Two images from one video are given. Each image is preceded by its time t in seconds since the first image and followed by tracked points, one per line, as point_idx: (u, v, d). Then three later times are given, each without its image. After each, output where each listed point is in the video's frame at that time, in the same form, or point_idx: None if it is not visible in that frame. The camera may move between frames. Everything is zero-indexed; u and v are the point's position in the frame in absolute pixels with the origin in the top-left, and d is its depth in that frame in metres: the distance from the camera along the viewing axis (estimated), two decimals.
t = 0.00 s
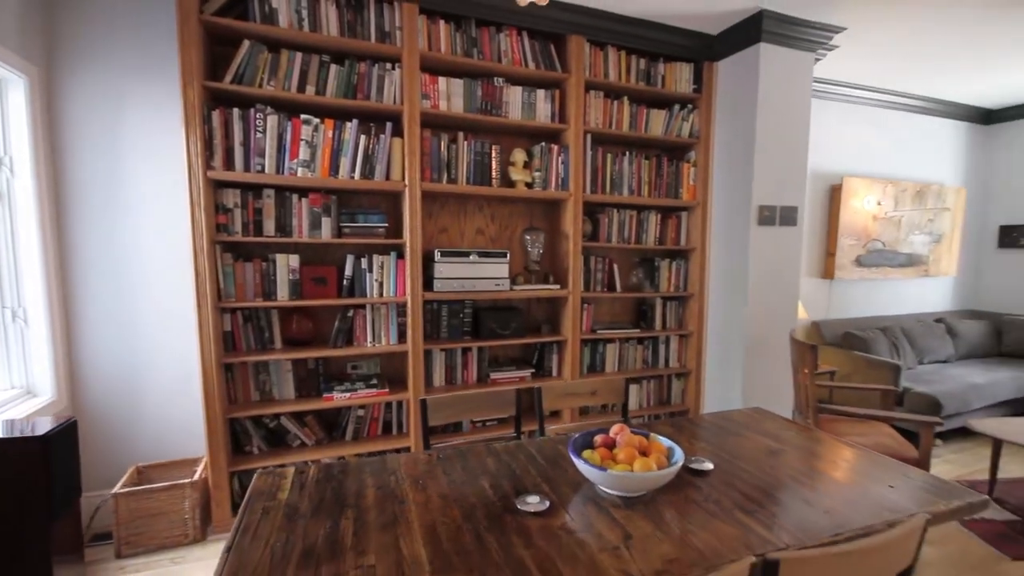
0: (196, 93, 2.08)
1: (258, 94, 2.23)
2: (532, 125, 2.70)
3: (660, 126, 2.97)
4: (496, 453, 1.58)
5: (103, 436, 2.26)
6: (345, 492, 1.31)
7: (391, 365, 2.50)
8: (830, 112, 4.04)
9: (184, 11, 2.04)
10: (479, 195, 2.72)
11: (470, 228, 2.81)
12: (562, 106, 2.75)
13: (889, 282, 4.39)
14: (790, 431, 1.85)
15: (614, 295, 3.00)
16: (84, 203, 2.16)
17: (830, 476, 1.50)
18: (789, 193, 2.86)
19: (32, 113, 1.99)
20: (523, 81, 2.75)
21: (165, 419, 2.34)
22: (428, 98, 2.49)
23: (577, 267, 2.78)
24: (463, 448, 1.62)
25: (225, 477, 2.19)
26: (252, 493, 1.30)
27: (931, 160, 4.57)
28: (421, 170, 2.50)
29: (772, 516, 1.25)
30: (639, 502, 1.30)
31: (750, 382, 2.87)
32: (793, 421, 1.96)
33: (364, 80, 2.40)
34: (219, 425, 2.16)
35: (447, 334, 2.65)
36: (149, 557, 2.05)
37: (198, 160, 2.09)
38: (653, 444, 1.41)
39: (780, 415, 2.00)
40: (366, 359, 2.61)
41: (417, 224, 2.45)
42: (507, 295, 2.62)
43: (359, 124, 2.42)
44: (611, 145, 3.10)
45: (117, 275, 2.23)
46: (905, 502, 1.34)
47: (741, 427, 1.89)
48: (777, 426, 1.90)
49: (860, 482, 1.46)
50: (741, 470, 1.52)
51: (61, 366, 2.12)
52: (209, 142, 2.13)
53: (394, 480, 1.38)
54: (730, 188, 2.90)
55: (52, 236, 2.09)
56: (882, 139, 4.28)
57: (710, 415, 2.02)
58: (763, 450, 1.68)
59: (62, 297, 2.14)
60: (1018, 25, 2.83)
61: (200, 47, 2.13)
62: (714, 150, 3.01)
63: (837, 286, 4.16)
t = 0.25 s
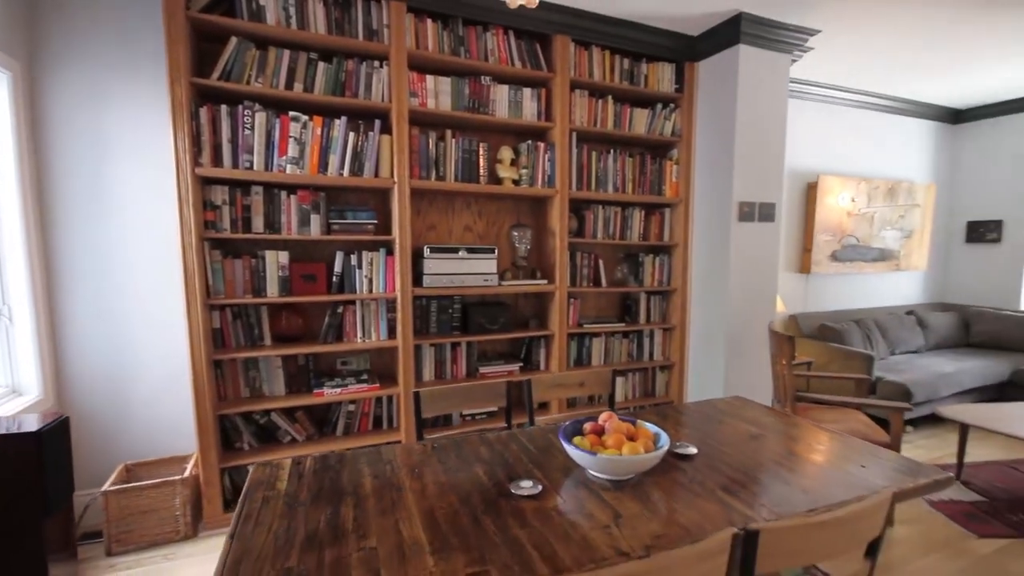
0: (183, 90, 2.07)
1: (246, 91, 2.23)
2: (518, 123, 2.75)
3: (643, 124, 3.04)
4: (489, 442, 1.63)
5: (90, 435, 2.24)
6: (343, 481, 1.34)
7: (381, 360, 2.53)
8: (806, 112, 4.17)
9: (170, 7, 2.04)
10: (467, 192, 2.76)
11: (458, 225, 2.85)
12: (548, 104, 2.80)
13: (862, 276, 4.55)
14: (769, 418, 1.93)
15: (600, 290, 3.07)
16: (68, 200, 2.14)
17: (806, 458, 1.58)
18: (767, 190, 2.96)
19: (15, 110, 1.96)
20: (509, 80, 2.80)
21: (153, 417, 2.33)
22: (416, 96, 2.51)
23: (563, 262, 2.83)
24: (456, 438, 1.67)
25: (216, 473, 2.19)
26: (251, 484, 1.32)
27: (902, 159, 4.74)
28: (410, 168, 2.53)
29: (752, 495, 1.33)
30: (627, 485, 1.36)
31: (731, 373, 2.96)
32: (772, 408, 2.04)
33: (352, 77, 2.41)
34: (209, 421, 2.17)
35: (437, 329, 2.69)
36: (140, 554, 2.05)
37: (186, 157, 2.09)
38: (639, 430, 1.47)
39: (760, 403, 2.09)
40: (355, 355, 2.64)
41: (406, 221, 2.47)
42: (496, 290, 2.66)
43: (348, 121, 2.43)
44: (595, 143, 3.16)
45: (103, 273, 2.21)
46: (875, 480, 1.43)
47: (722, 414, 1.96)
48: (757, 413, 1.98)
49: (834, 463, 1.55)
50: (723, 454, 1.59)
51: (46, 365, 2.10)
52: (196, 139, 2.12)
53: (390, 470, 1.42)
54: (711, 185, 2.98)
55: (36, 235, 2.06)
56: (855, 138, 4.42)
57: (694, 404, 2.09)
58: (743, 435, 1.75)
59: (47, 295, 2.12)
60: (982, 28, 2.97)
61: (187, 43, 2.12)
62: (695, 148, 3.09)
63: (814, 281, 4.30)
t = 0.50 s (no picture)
0: (167, 85, 2.06)
1: (230, 87, 2.22)
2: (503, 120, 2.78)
3: (625, 122, 3.11)
4: (480, 432, 1.67)
5: (74, 435, 2.22)
6: (339, 471, 1.37)
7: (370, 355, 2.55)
8: (781, 110, 4.29)
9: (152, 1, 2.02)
10: (453, 188, 2.78)
11: (444, 221, 2.88)
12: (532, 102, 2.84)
13: (834, 270, 4.72)
14: (747, 404, 2.02)
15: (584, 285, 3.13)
16: (49, 197, 2.11)
17: (782, 441, 1.66)
18: (744, 186, 3.05)
19: None
20: (494, 77, 2.83)
21: (139, 415, 2.31)
22: (402, 92, 2.53)
23: (548, 257, 2.89)
24: (448, 429, 1.71)
25: (205, 470, 2.19)
26: (248, 475, 1.34)
27: (872, 156, 4.92)
28: (397, 164, 2.55)
29: (732, 475, 1.40)
30: (614, 468, 1.42)
31: (711, 363, 3.06)
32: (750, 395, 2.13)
33: (337, 74, 2.42)
34: (197, 418, 2.16)
35: (424, 325, 2.72)
36: (129, 553, 2.04)
37: (171, 153, 2.08)
38: (625, 416, 1.53)
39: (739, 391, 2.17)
40: (343, 350, 2.65)
41: (393, 217, 2.49)
42: (482, 285, 2.70)
43: (334, 118, 2.44)
44: (579, 140, 3.22)
45: (86, 271, 2.18)
46: (845, 459, 1.52)
47: (703, 402, 2.04)
48: (735, 400, 2.07)
49: (807, 444, 1.64)
50: (705, 438, 1.67)
51: (28, 365, 2.07)
52: (181, 135, 2.11)
53: (385, 459, 1.45)
54: (691, 181, 3.07)
55: (15, 232, 2.03)
56: (827, 136, 4.58)
57: (676, 392, 2.17)
58: (723, 421, 1.83)
59: (27, 294, 2.09)
60: (945, 31, 3.11)
61: (169, 38, 2.10)
62: (675, 146, 3.18)
63: (789, 274, 4.44)
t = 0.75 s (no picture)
0: (145, 80, 2.03)
1: (210, 81, 2.20)
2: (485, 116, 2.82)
3: (604, 117, 3.17)
4: (468, 421, 1.72)
5: (56, 435, 2.19)
6: (332, 460, 1.40)
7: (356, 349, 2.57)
8: (754, 106, 4.41)
9: None
10: (436, 183, 2.81)
11: (427, 216, 2.90)
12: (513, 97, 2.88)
13: (806, 261, 4.88)
14: (723, 390, 2.11)
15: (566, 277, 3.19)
16: (24, 193, 2.07)
17: (756, 423, 1.75)
18: (720, 180, 3.15)
19: None
20: (475, 73, 2.85)
21: (122, 413, 2.29)
22: (384, 87, 2.54)
23: (531, 251, 2.94)
24: (436, 418, 1.74)
25: (191, 466, 2.19)
26: (241, 467, 1.36)
27: (841, 151, 5.09)
28: (380, 159, 2.56)
29: (710, 455, 1.48)
30: (598, 451, 1.48)
31: (689, 352, 3.16)
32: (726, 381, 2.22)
33: (319, 69, 2.42)
34: (182, 414, 2.16)
35: (409, 319, 2.74)
36: (116, 550, 2.03)
37: (150, 148, 2.05)
38: (608, 402, 1.59)
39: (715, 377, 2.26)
40: (328, 345, 2.66)
41: (377, 212, 2.51)
42: (466, 279, 2.74)
43: (316, 113, 2.44)
44: (559, 135, 3.27)
45: (64, 268, 2.15)
46: (814, 438, 1.61)
47: (681, 388, 2.12)
48: (712, 386, 2.15)
49: (779, 425, 1.73)
50: (684, 422, 1.74)
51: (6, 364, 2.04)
52: (160, 130, 2.09)
53: (377, 449, 1.49)
54: (669, 175, 3.15)
55: None
56: (798, 131, 4.72)
57: (656, 380, 2.25)
58: (701, 406, 1.91)
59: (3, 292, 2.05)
60: (907, 31, 3.25)
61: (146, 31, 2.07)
62: (653, 141, 3.25)
63: (763, 266, 4.59)
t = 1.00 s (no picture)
0: (127, 74, 2.02)
1: (193, 76, 2.19)
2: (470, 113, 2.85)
3: (587, 116, 3.23)
4: (456, 412, 1.76)
5: (38, 433, 2.16)
6: (324, 451, 1.43)
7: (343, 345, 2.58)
8: (732, 105, 4.52)
9: None
10: (421, 180, 2.83)
11: (413, 212, 2.92)
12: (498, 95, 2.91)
13: (782, 257, 5.02)
14: (702, 380, 2.18)
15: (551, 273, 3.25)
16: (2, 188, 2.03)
17: (733, 411, 1.83)
18: (699, 178, 3.24)
19: None
20: (460, 70, 2.88)
21: (106, 410, 2.28)
22: (369, 84, 2.56)
23: (516, 247, 2.98)
24: (425, 410, 1.78)
25: (177, 462, 2.19)
26: (234, 459, 1.38)
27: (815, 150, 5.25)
28: (366, 156, 2.57)
29: (689, 441, 1.54)
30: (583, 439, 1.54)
31: (670, 345, 3.24)
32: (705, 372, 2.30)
33: (304, 65, 2.42)
34: (168, 410, 2.15)
35: (396, 314, 2.76)
36: (102, 547, 2.03)
37: (134, 143, 2.04)
38: (592, 392, 1.65)
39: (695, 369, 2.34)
40: (315, 341, 2.67)
41: (363, 208, 2.53)
42: (453, 274, 2.78)
43: (301, 109, 2.44)
44: (543, 133, 3.32)
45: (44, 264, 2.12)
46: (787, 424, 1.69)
47: (662, 380, 2.19)
48: (691, 377, 2.23)
49: (754, 413, 1.81)
50: (665, 411, 1.81)
51: None
52: (143, 125, 2.08)
53: (368, 440, 1.52)
54: (650, 173, 3.23)
55: None
56: (775, 130, 4.85)
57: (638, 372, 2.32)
58: (680, 396, 1.99)
59: None
60: (877, 35, 3.38)
61: (128, 25, 2.05)
62: (635, 139, 3.32)
63: (741, 261, 4.71)
